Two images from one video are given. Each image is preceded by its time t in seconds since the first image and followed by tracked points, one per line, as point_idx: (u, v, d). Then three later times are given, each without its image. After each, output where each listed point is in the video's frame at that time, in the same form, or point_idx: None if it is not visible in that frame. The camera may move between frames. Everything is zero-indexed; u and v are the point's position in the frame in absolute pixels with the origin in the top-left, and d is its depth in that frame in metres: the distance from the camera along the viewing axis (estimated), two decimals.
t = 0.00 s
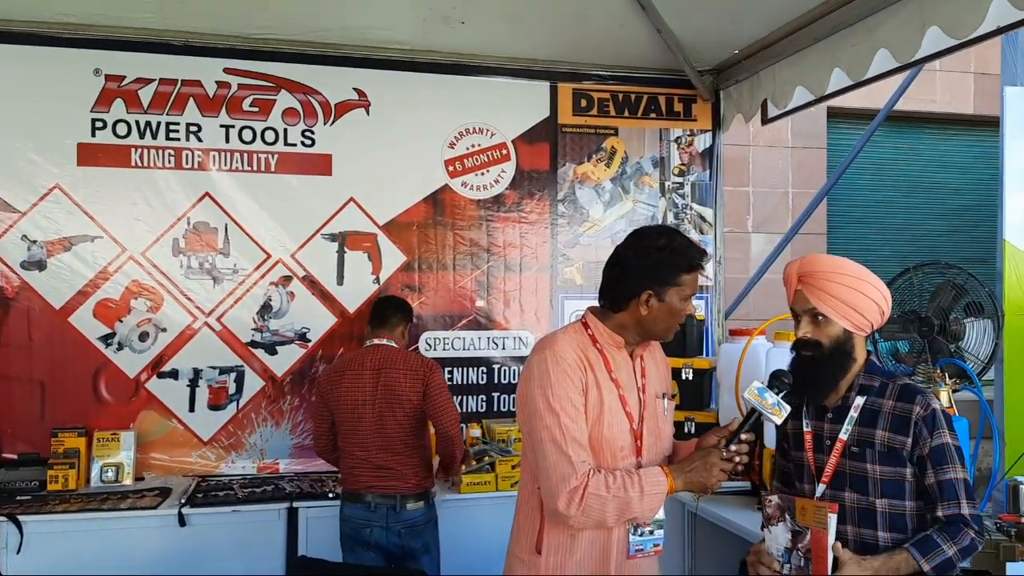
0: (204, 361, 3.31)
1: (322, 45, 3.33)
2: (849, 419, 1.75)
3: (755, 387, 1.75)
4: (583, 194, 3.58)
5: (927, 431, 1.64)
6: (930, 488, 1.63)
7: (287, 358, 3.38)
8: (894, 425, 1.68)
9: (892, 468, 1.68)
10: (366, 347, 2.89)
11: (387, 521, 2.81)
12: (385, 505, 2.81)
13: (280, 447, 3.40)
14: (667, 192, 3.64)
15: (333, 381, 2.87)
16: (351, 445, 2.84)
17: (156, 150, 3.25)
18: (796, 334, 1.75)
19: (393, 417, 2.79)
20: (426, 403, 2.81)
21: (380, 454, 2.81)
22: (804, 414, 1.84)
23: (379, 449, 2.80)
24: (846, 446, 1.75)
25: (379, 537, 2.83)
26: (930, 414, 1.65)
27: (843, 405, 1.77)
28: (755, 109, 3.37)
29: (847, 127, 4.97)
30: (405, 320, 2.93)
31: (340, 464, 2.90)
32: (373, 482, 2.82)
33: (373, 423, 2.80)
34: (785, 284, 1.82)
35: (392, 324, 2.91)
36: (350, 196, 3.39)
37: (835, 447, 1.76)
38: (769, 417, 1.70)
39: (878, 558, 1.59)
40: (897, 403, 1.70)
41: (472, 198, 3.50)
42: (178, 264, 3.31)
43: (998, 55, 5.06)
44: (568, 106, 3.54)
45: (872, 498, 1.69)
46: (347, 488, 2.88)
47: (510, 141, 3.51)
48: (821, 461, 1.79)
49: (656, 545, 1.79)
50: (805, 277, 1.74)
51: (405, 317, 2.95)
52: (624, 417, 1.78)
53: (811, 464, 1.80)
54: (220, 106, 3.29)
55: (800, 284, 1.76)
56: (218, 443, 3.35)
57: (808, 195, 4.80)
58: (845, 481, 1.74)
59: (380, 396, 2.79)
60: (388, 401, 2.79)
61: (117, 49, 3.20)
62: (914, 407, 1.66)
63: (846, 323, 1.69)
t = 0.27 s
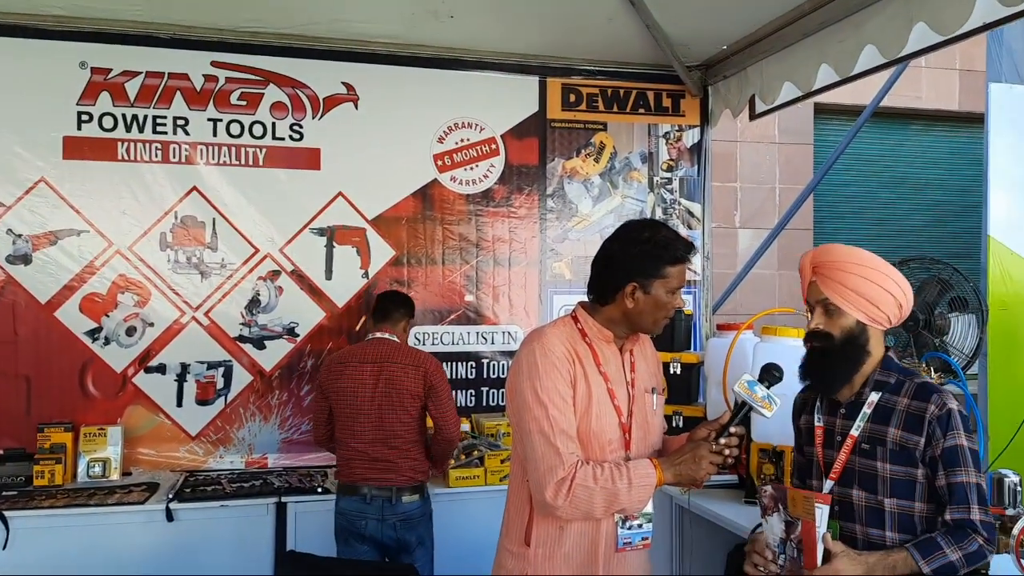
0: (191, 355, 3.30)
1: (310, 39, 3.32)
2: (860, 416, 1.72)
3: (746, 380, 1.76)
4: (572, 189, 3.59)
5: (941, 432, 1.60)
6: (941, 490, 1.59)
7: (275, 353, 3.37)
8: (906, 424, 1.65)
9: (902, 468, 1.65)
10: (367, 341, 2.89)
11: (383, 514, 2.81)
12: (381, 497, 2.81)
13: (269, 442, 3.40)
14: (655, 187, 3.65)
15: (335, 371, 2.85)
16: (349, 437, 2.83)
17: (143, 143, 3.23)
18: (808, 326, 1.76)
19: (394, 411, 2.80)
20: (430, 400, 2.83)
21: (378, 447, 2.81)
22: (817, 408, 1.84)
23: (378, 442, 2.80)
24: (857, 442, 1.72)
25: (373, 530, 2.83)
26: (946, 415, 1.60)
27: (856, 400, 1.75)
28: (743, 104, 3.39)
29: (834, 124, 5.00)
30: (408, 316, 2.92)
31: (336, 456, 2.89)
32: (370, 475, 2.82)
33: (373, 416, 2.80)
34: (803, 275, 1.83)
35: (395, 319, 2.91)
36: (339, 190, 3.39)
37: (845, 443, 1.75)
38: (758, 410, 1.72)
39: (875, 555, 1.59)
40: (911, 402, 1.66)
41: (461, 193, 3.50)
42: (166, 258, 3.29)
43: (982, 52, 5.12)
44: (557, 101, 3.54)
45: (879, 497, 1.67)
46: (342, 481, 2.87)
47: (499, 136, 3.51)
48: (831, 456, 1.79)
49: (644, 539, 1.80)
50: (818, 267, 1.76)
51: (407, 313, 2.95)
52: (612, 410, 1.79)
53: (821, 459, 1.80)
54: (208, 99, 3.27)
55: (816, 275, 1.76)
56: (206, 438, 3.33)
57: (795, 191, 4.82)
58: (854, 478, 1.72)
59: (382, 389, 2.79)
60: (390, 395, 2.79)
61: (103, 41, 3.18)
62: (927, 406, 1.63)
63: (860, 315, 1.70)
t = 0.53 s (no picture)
0: (178, 350, 3.28)
1: (297, 32, 3.29)
2: (868, 418, 1.75)
3: (737, 373, 1.77)
4: (561, 184, 3.58)
5: (949, 437, 1.58)
6: (950, 495, 1.58)
7: (262, 348, 3.35)
8: (913, 428, 1.66)
9: (908, 472, 1.65)
10: (366, 334, 2.85)
11: (382, 507, 2.81)
12: (380, 491, 2.80)
13: (256, 437, 3.38)
14: (644, 182, 3.65)
15: (335, 365, 2.80)
16: (346, 431, 2.80)
17: (128, 136, 3.20)
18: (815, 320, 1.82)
19: (396, 406, 2.79)
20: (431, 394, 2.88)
21: (376, 441, 2.80)
22: (829, 409, 1.89)
23: (377, 436, 2.79)
24: (863, 445, 1.75)
25: (372, 524, 2.83)
26: (954, 419, 1.59)
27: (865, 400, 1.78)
28: (732, 100, 3.39)
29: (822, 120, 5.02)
30: (405, 311, 2.91)
31: (331, 450, 2.85)
32: (368, 469, 2.80)
33: (372, 410, 2.78)
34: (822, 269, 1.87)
35: (393, 315, 2.90)
36: (326, 183, 3.37)
37: (853, 445, 1.77)
38: (749, 403, 1.73)
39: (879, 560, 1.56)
40: (919, 404, 1.66)
41: (450, 187, 3.48)
42: (151, 253, 3.26)
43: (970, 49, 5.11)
44: (546, 95, 3.53)
45: (886, 501, 1.68)
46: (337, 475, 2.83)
47: (488, 130, 3.50)
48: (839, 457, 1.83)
49: (633, 534, 1.80)
50: (832, 259, 1.80)
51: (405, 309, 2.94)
52: (600, 404, 1.78)
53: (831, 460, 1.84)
54: (194, 92, 3.24)
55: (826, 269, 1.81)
56: (192, 434, 3.31)
57: (783, 187, 4.83)
58: (860, 480, 1.74)
59: (384, 384, 2.77)
60: (392, 389, 2.78)
61: (88, 33, 3.14)
62: (936, 410, 1.62)
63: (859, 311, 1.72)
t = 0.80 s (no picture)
0: (165, 346, 3.26)
1: (285, 26, 3.27)
2: (861, 415, 1.75)
3: (728, 367, 1.75)
4: (551, 180, 3.58)
5: (940, 439, 1.58)
6: (941, 498, 1.57)
7: (250, 344, 3.34)
8: (904, 427, 1.66)
9: (897, 472, 1.65)
10: (361, 330, 2.82)
11: (375, 502, 2.81)
12: (373, 486, 2.79)
13: (244, 433, 3.37)
14: (634, 178, 3.65)
15: (329, 360, 2.78)
16: (338, 427, 2.79)
17: (115, 131, 3.18)
18: (814, 316, 1.83)
19: (393, 403, 2.80)
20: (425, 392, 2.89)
21: (370, 436, 2.79)
22: (824, 403, 1.90)
23: (370, 431, 2.79)
24: (854, 442, 1.75)
25: (364, 519, 2.81)
26: (948, 422, 1.58)
27: (859, 397, 1.79)
28: (721, 96, 3.40)
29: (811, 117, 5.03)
30: (397, 308, 2.90)
31: (321, 447, 2.84)
32: (360, 465, 2.80)
33: (367, 406, 2.77)
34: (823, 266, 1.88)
35: (385, 311, 2.88)
36: (315, 178, 3.35)
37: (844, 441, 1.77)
38: (740, 399, 1.72)
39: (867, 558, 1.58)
40: (911, 405, 1.66)
41: (439, 183, 3.47)
42: (138, 248, 3.24)
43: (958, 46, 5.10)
44: (536, 91, 3.53)
45: (872, 500, 1.69)
46: (327, 471, 2.82)
47: (478, 126, 3.49)
48: (830, 452, 1.84)
49: (621, 527, 1.80)
50: (832, 255, 1.80)
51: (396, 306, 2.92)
52: (590, 398, 1.78)
53: (824, 455, 1.85)
54: (181, 87, 3.22)
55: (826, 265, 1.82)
56: (180, 430, 3.30)
57: (773, 184, 4.85)
58: (849, 477, 1.75)
59: (382, 380, 2.78)
60: (389, 384, 2.79)
61: (73, 26, 3.11)
62: (928, 412, 1.62)
63: (858, 308, 1.72)
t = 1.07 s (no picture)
0: (155, 342, 3.25)
1: (276, 21, 3.26)
2: (851, 412, 1.75)
3: (696, 358, 1.72)
4: (542, 177, 3.58)
5: (929, 436, 1.59)
6: (928, 495, 1.58)
7: (241, 340, 3.33)
8: (894, 424, 1.66)
9: (886, 468, 1.66)
10: (354, 328, 2.82)
11: (362, 500, 2.81)
12: (362, 483, 2.79)
13: (235, 430, 3.36)
14: (626, 175, 3.66)
15: (320, 356, 2.76)
16: (326, 424, 2.78)
17: (104, 126, 3.16)
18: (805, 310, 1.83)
19: (382, 400, 2.80)
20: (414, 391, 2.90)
21: (358, 434, 2.79)
22: (815, 400, 1.90)
23: (359, 429, 2.78)
24: (844, 438, 1.75)
25: (352, 516, 2.82)
26: (937, 420, 1.59)
27: (851, 393, 1.79)
28: (713, 93, 3.40)
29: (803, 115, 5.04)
30: (389, 304, 2.89)
31: (309, 443, 2.83)
32: (348, 462, 2.80)
33: (357, 405, 2.77)
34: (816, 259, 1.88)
35: (377, 308, 2.86)
36: (306, 174, 3.34)
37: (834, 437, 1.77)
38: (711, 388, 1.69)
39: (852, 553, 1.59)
40: (901, 402, 1.67)
41: (430, 179, 3.47)
42: (128, 244, 3.22)
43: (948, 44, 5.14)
44: (528, 87, 3.52)
45: (860, 496, 1.69)
46: (315, 469, 2.80)
47: (470, 122, 3.49)
48: (820, 448, 1.85)
49: (610, 519, 1.81)
50: (824, 248, 1.80)
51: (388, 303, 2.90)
52: (579, 391, 1.78)
53: (812, 450, 1.86)
54: (171, 82, 3.20)
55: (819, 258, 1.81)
56: (170, 426, 3.29)
57: (764, 181, 4.86)
58: (838, 473, 1.76)
59: (371, 377, 2.77)
60: (378, 382, 2.78)
61: (62, 20, 3.09)
62: (918, 409, 1.62)
63: (846, 301, 1.72)
